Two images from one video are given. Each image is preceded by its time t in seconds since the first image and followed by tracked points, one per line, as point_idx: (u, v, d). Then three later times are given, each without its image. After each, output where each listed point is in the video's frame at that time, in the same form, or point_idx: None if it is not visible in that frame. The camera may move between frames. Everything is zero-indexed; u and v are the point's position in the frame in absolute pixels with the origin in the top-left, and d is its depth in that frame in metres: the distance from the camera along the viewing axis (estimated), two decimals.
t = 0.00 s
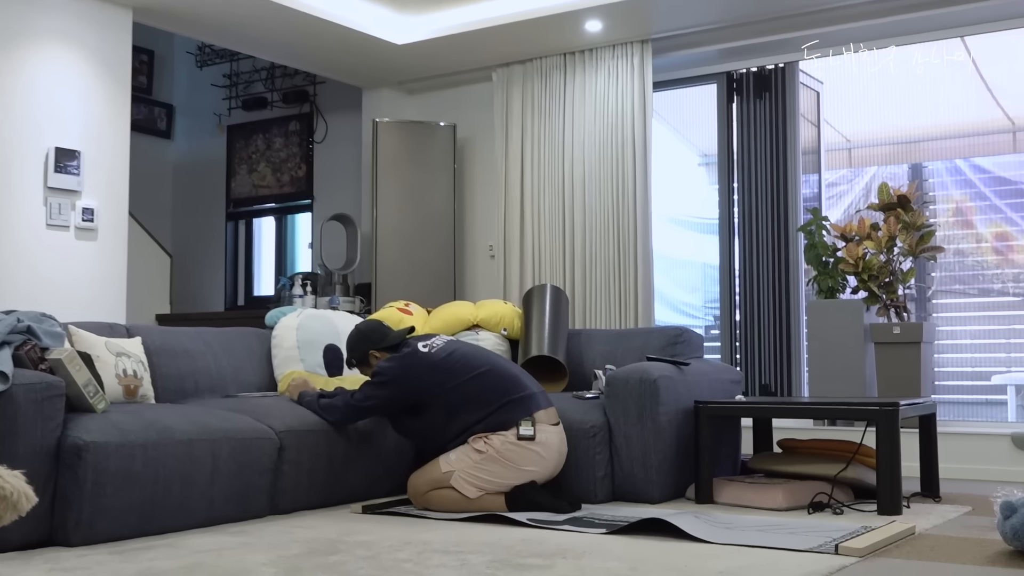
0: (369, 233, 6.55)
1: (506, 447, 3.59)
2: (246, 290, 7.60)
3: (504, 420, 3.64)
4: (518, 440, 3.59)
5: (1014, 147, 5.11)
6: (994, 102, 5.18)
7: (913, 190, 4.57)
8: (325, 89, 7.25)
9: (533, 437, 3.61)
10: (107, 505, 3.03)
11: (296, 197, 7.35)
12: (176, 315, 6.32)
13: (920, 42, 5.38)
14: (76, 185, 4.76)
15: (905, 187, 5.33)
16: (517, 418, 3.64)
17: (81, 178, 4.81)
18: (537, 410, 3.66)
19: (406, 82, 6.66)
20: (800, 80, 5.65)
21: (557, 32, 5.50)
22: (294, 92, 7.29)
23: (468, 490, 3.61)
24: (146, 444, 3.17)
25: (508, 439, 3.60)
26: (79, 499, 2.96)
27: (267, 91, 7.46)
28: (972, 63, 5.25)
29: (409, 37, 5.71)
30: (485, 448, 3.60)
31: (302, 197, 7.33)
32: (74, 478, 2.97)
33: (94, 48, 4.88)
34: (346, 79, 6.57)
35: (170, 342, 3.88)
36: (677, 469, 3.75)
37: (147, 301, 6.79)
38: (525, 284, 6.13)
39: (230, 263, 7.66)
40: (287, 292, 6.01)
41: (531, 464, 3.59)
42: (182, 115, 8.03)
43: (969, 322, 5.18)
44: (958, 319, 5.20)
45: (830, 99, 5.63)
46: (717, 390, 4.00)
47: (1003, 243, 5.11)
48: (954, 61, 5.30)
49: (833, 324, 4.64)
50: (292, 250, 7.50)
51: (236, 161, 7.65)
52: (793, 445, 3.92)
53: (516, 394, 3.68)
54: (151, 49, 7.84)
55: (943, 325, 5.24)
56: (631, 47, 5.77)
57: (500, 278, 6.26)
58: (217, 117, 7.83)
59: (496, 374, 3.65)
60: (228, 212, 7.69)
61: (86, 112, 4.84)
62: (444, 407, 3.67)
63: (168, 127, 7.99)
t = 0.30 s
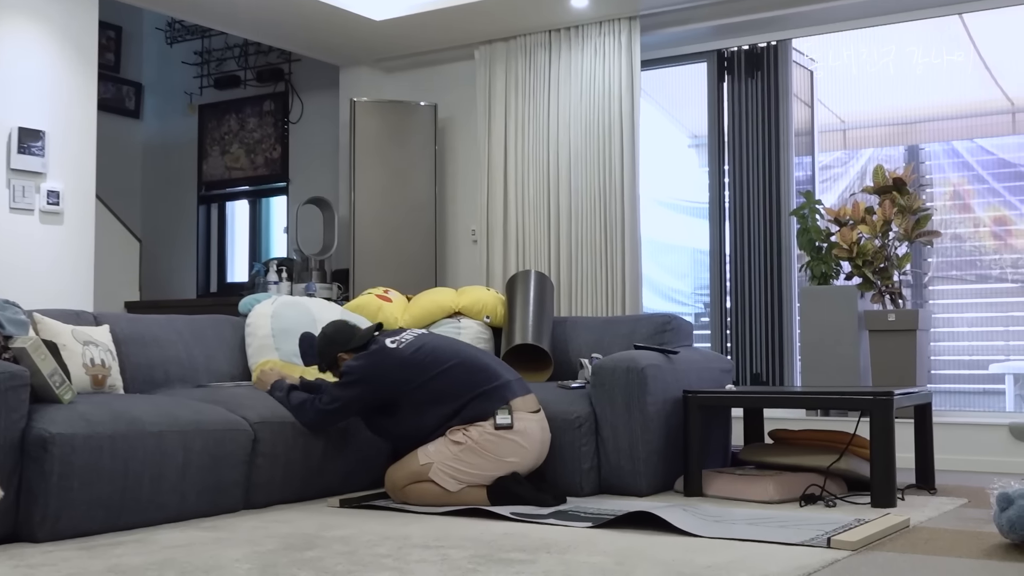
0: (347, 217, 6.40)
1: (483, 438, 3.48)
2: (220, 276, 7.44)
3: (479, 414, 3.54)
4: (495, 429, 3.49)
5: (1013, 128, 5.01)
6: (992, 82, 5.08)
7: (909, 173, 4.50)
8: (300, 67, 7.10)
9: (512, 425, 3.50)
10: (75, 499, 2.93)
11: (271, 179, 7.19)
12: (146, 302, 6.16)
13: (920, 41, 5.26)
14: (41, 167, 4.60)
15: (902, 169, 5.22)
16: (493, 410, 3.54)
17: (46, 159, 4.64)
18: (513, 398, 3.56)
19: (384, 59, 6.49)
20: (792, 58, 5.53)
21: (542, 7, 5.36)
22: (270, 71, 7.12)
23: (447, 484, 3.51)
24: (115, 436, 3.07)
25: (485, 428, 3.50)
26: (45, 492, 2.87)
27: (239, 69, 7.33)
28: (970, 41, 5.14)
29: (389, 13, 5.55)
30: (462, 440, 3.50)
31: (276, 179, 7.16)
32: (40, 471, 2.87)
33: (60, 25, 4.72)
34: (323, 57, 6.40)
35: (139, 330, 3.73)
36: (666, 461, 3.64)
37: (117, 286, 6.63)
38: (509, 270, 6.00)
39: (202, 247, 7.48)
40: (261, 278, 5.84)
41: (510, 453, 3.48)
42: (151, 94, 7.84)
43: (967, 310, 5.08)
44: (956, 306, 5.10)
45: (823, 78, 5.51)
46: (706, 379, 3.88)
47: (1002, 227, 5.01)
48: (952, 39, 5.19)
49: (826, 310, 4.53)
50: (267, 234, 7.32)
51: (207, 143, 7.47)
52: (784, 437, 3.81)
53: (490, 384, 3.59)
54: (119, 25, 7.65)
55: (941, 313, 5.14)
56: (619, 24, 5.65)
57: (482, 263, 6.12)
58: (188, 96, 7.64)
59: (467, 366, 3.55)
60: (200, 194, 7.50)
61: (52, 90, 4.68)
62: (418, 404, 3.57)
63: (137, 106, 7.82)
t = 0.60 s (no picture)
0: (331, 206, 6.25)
1: (473, 431, 3.37)
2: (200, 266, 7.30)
3: (468, 410, 3.43)
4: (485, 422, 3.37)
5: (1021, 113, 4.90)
6: (999, 65, 4.97)
7: (913, 159, 4.40)
8: (281, 49, 6.93)
9: (503, 418, 3.39)
10: (49, 498, 2.83)
11: (251, 166, 7.03)
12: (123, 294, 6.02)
13: (921, 42, 5.15)
14: (11, 153, 4.45)
15: (906, 155, 5.10)
16: (483, 404, 3.42)
17: (17, 145, 4.50)
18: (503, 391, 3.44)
19: (369, 41, 6.34)
20: (792, 39, 5.41)
21: None
22: (250, 54, 6.96)
23: (436, 480, 3.40)
24: (92, 432, 2.96)
25: (476, 421, 3.39)
26: (18, 491, 2.77)
27: (218, 52, 7.16)
28: (976, 22, 5.03)
29: None
30: (451, 434, 3.39)
31: (257, 166, 7.01)
32: (13, 469, 2.77)
33: (32, 6, 4.57)
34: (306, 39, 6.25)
35: (116, 323, 3.59)
36: (663, 457, 3.52)
37: (92, 276, 6.54)
38: (500, 260, 5.88)
39: (180, 236, 7.34)
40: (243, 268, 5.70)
41: (501, 447, 3.36)
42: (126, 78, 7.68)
43: (973, 300, 4.97)
44: (961, 297, 4.99)
45: (825, 60, 5.39)
46: (703, 373, 3.76)
47: (1009, 215, 4.91)
48: (957, 20, 5.07)
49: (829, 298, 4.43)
50: (248, 226, 7.18)
51: (185, 128, 7.32)
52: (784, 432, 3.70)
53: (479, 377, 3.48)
54: (92, 6, 7.46)
55: (945, 303, 5.03)
56: (613, 5, 5.52)
57: (472, 253, 5.99)
58: (165, 80, 7.48)
59: (453, 360, 3.46)
60: (178, 182, 7.35)
61: (26, 73, 4.54)
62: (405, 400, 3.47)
63: (112, 91, 7.60)
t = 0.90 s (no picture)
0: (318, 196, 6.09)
1: (467, 430, 3.23)
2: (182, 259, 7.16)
3: (461, 407, 3.29)
4: (479, 420, 3.24)
5: None
6: (1015, 49, 4.83)
7: (926, 148, 4.27)
8: (266, 33, 6.76)
9: (498, 416, 3.25)
10: (24, 501, 2.70)
11: (237, 155, 6.87)
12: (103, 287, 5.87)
13: (921, 41, 5.04)
14: None
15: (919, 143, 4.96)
16: (476, 401, 3.29)
17: None
18: (497, 387, 3.31)
19: (359, 24, 6.18)
20: (800, 23, 5.28)
21: None
22: (235, 37, 6.79)
23: (429, 480, 3.26)
24: (70, 431, 2.83)
25: (470, 420, 3.25)
26: None
27: (202, 35, 7.01)
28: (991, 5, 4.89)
29: None
30: (445, 433, 3.26)
31: (242, 155, 6.86)
32: None
33: None
34: (292, 22, 6.09)
35: (95, 317, 3.44)
36: (665, 457, 3.38)
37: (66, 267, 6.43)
38: (496, 252, 5.74)
39: (162, 227, 7.19)
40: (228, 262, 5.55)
41: (495, 447, 3.22)
42: (105, 62, 7.52)
43: (988, 294, 4.84)
44: (975, 291, 4.86)
45: (834, 45, 5.25)
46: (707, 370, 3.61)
47: None
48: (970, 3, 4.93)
49: (835, 292, 4.38)
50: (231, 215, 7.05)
51: (167, 115, 7.15)
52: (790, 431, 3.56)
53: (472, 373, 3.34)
54: None
55: (959, 297, 4.90)
56: None
57: (466, 245, 5.84)
58: (147, 65, 7.31)
59: (445, 357, 3.33)
60: (160, 171, 7.19)
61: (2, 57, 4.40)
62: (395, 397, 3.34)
63: (91, 76, 7.51)
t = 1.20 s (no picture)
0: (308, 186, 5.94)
1: (464, 432, 3.06)
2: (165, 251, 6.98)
3: (456, 407, 3.11)
4: (476, 421, 3.07)
5: None
6: None
7: (947, 137, 4.17)
8: (255, 14, 6.60)
9: (497, 417, 3.08)
10: None
11: (225, 142, 6.71)
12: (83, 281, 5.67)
13: (932, 36, 4.91)
14: None
15: (941, 132, 4.80)
16: (471, 400, 3.11)
17: None
18: (494, 386, 3.14)
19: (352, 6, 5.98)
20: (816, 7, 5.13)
21: None
22: (221, 18, 6.64)
23: (424, 485, 3.09)
24: (47, 433, 2.66)
25: (467, 421, 3.08)
26: None
27: (186, 16, 6.84)
28: None
29: None
30: (441, 435, 3.09)
31: (230, 143, 6.69)
32: None
33: None
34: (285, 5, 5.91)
35: (73, 313, 3.27)
36: (673, 462, 3.21)
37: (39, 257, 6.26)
38: (496, 245, 5.60)
39: (143, 218, 6.98)
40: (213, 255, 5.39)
41: (494, 449, 3.06)
42: (86, 44, 7.30)
43: (1011, 292, 4.69)
44: (999, 288, 4.71)
45: (852, 30, 5.09)
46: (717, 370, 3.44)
47: None
48: None
49: (851, 289, 4.23)
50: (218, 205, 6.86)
51: (151, 100, 6.97)
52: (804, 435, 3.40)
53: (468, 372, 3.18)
54: None
55: (983, 295, 4.75)
56: None
57: (464, 237, 5.69)
58: (128, 47, 7.13)
59: (441, 355, 3.18)
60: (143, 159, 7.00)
61: None
62: (387, 397, 3.17)
63: (69, 59, 7.28)
